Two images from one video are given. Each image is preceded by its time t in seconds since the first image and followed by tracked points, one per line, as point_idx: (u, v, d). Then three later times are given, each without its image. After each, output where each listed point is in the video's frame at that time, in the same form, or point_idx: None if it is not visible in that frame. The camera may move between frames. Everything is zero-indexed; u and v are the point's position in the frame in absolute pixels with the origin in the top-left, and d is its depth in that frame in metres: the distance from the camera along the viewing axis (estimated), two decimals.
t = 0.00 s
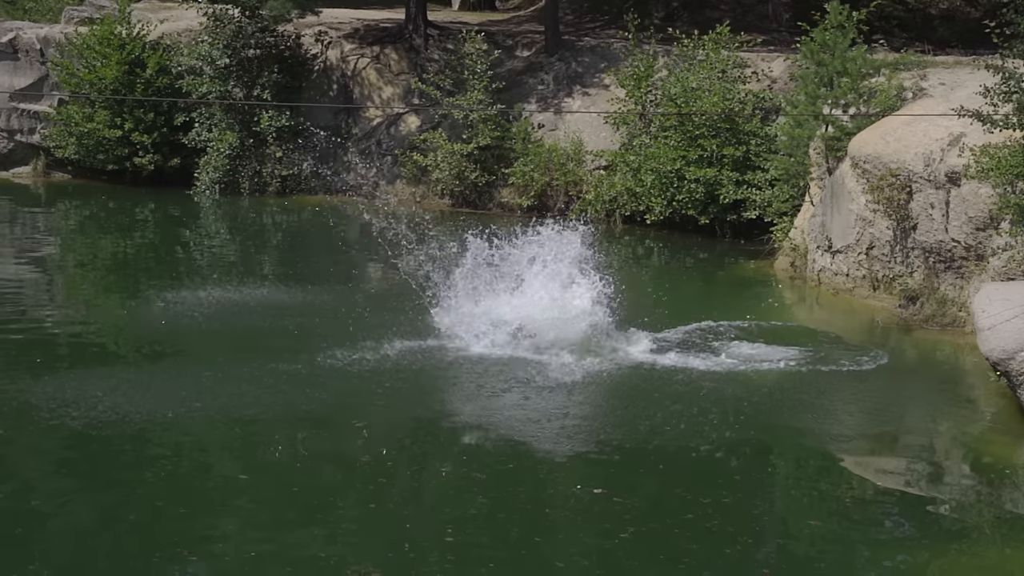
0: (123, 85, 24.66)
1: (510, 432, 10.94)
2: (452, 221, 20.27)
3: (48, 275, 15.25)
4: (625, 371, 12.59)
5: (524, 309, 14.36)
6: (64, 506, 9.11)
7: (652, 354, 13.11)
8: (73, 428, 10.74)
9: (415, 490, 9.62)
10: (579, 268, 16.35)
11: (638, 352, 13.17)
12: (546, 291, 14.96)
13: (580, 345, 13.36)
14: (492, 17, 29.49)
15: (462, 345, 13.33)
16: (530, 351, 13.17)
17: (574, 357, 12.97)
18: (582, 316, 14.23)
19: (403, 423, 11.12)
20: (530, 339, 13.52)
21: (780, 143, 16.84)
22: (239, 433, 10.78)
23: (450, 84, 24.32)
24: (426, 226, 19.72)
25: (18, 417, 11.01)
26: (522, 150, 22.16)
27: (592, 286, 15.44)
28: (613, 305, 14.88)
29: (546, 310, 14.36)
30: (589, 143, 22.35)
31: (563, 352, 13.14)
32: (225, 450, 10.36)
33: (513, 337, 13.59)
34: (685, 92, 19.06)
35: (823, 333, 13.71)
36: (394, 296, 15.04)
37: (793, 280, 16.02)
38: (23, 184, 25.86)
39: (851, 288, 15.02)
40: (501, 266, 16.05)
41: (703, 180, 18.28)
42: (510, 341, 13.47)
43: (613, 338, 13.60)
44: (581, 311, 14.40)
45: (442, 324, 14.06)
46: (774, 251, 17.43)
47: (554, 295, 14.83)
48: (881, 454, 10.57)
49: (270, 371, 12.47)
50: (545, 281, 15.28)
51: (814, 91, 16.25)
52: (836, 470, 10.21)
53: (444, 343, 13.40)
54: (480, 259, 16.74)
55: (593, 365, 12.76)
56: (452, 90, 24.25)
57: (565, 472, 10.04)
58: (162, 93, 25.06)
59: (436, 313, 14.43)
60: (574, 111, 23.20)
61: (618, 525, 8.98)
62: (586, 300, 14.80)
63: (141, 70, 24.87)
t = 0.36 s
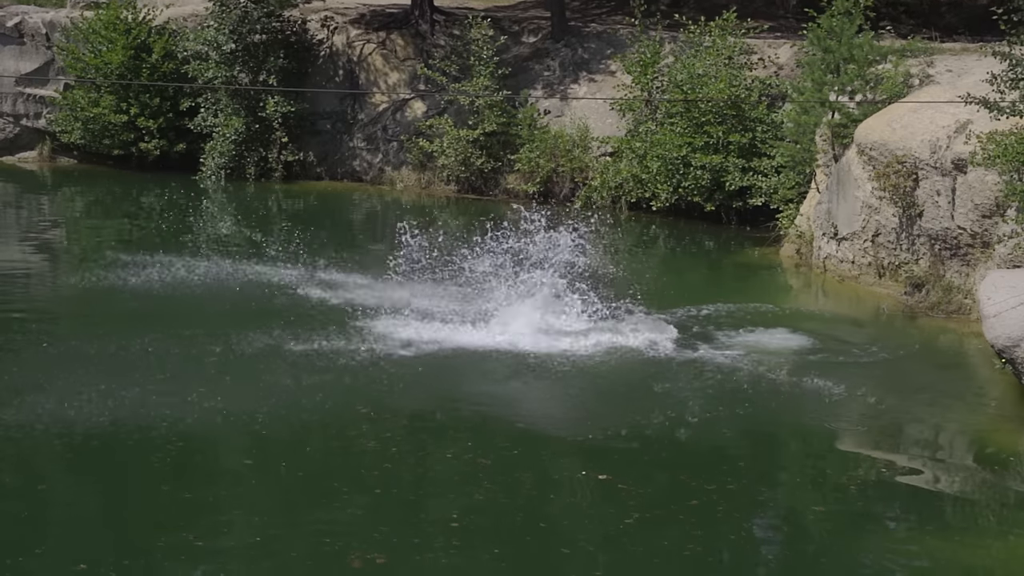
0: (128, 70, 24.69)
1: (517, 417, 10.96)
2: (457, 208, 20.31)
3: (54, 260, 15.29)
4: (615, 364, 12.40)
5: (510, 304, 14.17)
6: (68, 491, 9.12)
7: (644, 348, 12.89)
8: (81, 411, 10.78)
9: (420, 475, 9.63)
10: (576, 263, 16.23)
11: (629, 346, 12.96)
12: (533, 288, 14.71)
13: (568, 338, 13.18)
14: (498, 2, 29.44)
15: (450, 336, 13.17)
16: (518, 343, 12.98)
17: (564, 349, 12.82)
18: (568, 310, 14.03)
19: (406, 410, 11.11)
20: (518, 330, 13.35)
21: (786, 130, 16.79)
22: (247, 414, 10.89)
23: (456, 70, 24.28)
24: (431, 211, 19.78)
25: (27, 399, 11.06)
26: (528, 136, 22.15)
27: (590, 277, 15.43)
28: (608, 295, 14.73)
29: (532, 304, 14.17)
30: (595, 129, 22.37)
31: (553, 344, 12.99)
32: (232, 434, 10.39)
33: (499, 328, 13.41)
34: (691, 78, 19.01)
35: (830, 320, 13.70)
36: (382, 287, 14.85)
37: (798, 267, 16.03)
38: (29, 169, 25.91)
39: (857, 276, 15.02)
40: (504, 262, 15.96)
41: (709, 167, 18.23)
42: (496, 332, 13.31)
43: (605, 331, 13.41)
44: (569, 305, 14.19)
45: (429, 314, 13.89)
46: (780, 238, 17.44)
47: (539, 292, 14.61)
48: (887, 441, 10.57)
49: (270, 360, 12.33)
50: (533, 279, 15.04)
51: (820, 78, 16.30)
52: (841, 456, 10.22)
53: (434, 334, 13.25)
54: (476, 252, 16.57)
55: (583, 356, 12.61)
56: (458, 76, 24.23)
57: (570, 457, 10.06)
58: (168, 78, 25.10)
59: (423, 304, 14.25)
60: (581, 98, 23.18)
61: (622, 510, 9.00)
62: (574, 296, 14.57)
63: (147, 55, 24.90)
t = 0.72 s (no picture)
0: (124, 64, 24.67)
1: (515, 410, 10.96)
2: (453, 202, 20.31)
3: (49, 253, 15.27)
4: (582, 362, 12.29)
5: (475, 304, 14.04)
6: (63, 486, 9.08)
7: (612, 345, 12.76)
8: (77, 404, 10.76)
9: (417, 470, 9.61)
10: (571, 257, 16.20)
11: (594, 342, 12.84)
12: (514, 289, 14.60)
13: (532, 334, 13.07)
14: None
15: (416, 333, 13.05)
16: (482, 340, 12.87)
17: (529, 345, 12.72)
18: (534, 309, 13.92)
19: (402, 403, 11.09)
20: (484, 328, 13.24)
21: (782, 125, 16.92)
22: (246, 405, 10.91)
23: (452, 65, 24.24)
24: (428, 206, 19.76)
25: (22, 392, 11.03)
26: (524, 132, 22.15)
27: (584, 273, 15.41)
28: (598, 291, 14.65)
29: (497, 304, 14.05)
30: (591, 124, 22.40)
31: (518, 340, 12.88)
32: (227, 428, 10.38)
33: (476, 326, 13.29)
34: (688, 73, 18.99)
35: (826, 315, 13.70)
36: (349, 282, 14.73)
37: (794, 261, 16.06)
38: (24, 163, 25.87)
39: (853, 271, 15.04)
40: (501, 260, 15.87)
41: (705, 162, 18.32)
42: (475, 330, 13.19)
43: (590, 327, 13.31)
44: (549, 305, 14.08)
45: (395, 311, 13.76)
46: (775, 234, 17.46)
47: (519, 292, 14.51)
48: (883, 436, 10.58)
49: (255, 356, 12.24)
50: (515, 281, 14.93)
51: (816, 73, 16.33)
52: (837, 450, 10.24)
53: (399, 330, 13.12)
54: (469, 249, 16.50)
55: (549, 353, 12.51)
56: (454, 71, 24.22)
57: (566, 452, 10.05)
58: (164, 72, 25.07)
59: (387, 301, 14.12)
60: (577, 93, 23.17)
61: (619, 505, 9.00)
62: (555, 295, 14.46)
63: (143, 49, 24.87)
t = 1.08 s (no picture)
0: (112, 63, 24.61)
1: (503, 411, 10.97)
2: (442, 202, 20.30)
3: (35, 254, 15.22)
4: (569, 361, 12.30)
5: (449, 304, 14.01)
6: (50, 487, 9.04)
7: (586, 346, 12.74)
8: (63, 406, 10.73)
9: (405, 470, 9.60)
10: (558, 258, 16.19)
11: (568, 343, 12.81)
12: (494, 292, 14.50)
13: (504, 335, 13.02)
14: None
15: (388, 334, 13.00)
16: (453, 341, 12.79)
17: (500, 345, 12.69)
18: (512, 312, 13.80)
19: (390, 404, 11.09)
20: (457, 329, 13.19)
21: (771, 126, 16.96)
22: (234, 407, 10.90)
23: (441, 65, 24.23)
24: (416, 206, 19.74)
25: (7, 393, 11.00)
26: (513, 132, 22.15)
27: (571, 274, 15.40)
28: (582, 292, 14.61)
29: (472, 306, 13.98)
30: (580, 124, 22.43)
31: (490, 341, 12.84)
32: (214, 429, 10.36)
33: (452, 329, 13.18)
34: (677, 73, 19.00)
35: (813, 316, 13.72)
36: (328, 284, 14.66)
37: (783, 262, 16.08)
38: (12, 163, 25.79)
39: (841, 271, 15.07)
40: (489, 261, 15.86)
41: (694, 162, 18.35)
42: (455, 332, 13.10)
43: (572, 330, 13.24)
44: (527, 308, 13.97)
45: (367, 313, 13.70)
46: (763, 234, 17.48)
47: (498, 296, 14.39)
48: (870, 436, 10.61)
49: (236, 357, 12.19)
50: (496, 284, 14.82)
51: (805, 74, 16.36)
52: (825, 450, 10.26)
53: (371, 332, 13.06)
54: (455, 249, 16.45)
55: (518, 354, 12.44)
56: (443, 71, 24.21)
57: (554, 452, 10.05)
58: (152, 72, 25.02)
59: (362, 301, 14.07)
60: (566, 93, 23.19)
61: (607, 505, 9.00)
62: (535, 297, 14.35)
63: (131, 49, 24.81)
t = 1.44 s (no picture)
0: (95, 66, 24.55)
1: (486, 413, 10.98)
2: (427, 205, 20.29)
3: (16, 257, 15.17)
4: (553, 363, 12.31)
5: (425, 308, 13.98)
6: (31, 491, 9.01)
7: (565, 349, 12.74)
8: (44, 410, 10.70)
9: (390, 473, 9.60)
10: (542, 260, 16.19)
11: (547, 346, 12.79)
12: (471, 296, 14.44)
13: (484, 337, 13.05)
14: None
15: (367, 335, 13.01)
16: (432, 343, 12.81)
17: (478, 348, 12.66)
18: (484, 316, 13.74)
19: (373, 407, 11.09)
20: (436, 331, 13.22)
21: (755, 128, 17.01)
22: (217, 410, 10.87)
23: (425, 68, 24.23)
24: (400, 209, 19.73)
25: None
26: (497, 134, 22.16)
27: (554, 276, 15.40)
28: (562, 295, 14.57)
29: (445, 309, 13.91)
30: (564, 127, 22.46)
31: (467, 343, 12.82)
32: (196, 433, 10.34)
33: (426, 333, 13.12)
34: (661, 76, 19.04)
35: (796, 318, 13.75)
36: (307, 287, 14.61)
37: (767, 264, 16.12)
38: None
39: (824, 273, 15.12)
40: (473, 264, 15.86)
41: (678, 164, 18.39)
42: (431, 335, 13.07)
43: (552, 333, 13.22)
44: (499, 310, 13.91)
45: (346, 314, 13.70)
46: (747, 237, 17.51)
47: (474, 299, 14.34)
48: (853, 437, 10.64)
49: (211, 362, 12.14)
50: (473, 287, 14.76)
51: (788, 76, 16.41)
52: (808, 452, 10.30)
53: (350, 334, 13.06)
54: (439, 253, 16.42)
55: (497, 354, 12.48)
56: (428, 74, 24.21)
57: (539, 455, 10.06)
58: (136, 74, 24.97)
59: (342, 303, 14.08)
60: (551, 95, 23.21)
61: (592, 507, 9.01)
62: (511, 301, 14.29)
63: (114, 51, 24.76)
